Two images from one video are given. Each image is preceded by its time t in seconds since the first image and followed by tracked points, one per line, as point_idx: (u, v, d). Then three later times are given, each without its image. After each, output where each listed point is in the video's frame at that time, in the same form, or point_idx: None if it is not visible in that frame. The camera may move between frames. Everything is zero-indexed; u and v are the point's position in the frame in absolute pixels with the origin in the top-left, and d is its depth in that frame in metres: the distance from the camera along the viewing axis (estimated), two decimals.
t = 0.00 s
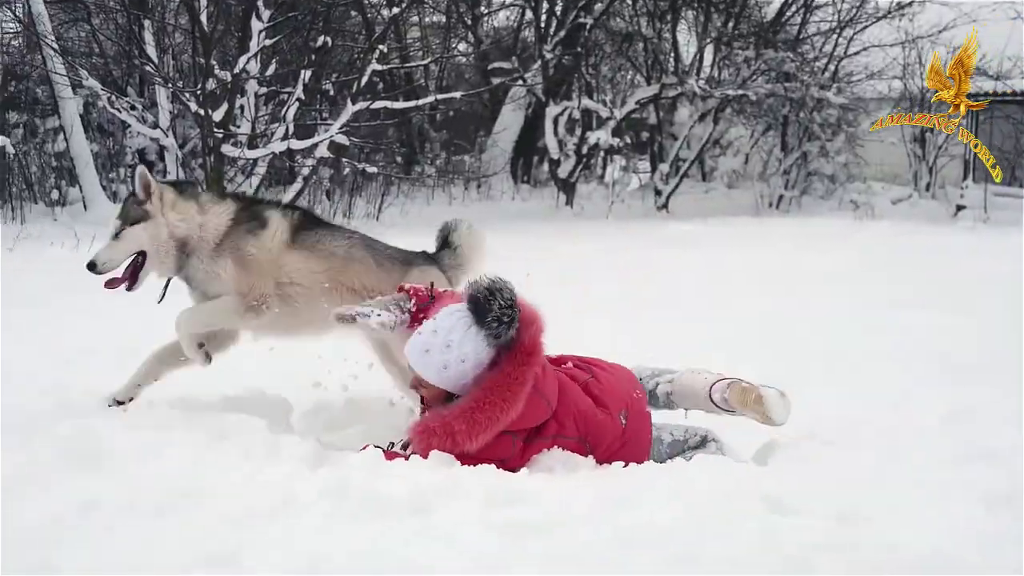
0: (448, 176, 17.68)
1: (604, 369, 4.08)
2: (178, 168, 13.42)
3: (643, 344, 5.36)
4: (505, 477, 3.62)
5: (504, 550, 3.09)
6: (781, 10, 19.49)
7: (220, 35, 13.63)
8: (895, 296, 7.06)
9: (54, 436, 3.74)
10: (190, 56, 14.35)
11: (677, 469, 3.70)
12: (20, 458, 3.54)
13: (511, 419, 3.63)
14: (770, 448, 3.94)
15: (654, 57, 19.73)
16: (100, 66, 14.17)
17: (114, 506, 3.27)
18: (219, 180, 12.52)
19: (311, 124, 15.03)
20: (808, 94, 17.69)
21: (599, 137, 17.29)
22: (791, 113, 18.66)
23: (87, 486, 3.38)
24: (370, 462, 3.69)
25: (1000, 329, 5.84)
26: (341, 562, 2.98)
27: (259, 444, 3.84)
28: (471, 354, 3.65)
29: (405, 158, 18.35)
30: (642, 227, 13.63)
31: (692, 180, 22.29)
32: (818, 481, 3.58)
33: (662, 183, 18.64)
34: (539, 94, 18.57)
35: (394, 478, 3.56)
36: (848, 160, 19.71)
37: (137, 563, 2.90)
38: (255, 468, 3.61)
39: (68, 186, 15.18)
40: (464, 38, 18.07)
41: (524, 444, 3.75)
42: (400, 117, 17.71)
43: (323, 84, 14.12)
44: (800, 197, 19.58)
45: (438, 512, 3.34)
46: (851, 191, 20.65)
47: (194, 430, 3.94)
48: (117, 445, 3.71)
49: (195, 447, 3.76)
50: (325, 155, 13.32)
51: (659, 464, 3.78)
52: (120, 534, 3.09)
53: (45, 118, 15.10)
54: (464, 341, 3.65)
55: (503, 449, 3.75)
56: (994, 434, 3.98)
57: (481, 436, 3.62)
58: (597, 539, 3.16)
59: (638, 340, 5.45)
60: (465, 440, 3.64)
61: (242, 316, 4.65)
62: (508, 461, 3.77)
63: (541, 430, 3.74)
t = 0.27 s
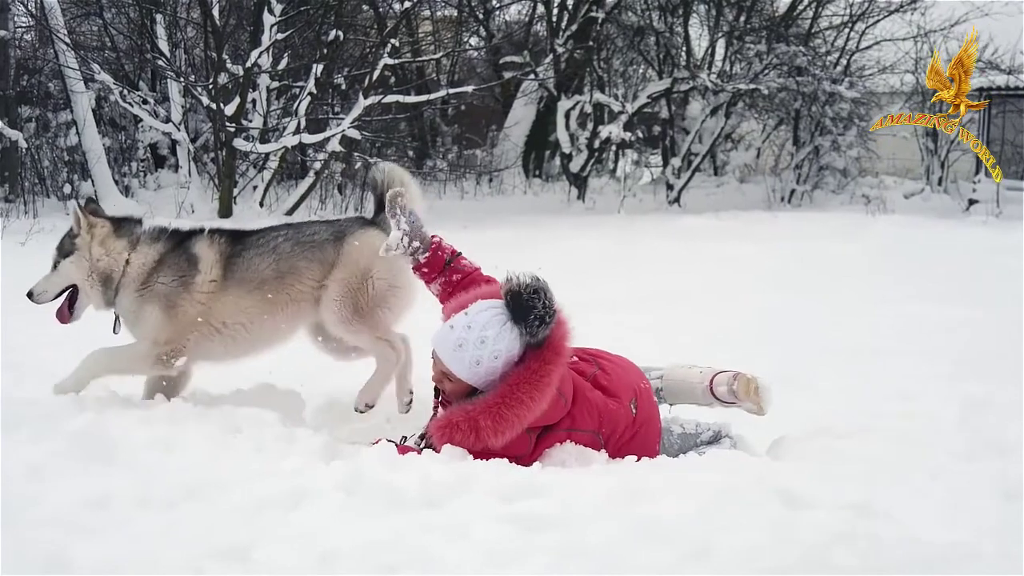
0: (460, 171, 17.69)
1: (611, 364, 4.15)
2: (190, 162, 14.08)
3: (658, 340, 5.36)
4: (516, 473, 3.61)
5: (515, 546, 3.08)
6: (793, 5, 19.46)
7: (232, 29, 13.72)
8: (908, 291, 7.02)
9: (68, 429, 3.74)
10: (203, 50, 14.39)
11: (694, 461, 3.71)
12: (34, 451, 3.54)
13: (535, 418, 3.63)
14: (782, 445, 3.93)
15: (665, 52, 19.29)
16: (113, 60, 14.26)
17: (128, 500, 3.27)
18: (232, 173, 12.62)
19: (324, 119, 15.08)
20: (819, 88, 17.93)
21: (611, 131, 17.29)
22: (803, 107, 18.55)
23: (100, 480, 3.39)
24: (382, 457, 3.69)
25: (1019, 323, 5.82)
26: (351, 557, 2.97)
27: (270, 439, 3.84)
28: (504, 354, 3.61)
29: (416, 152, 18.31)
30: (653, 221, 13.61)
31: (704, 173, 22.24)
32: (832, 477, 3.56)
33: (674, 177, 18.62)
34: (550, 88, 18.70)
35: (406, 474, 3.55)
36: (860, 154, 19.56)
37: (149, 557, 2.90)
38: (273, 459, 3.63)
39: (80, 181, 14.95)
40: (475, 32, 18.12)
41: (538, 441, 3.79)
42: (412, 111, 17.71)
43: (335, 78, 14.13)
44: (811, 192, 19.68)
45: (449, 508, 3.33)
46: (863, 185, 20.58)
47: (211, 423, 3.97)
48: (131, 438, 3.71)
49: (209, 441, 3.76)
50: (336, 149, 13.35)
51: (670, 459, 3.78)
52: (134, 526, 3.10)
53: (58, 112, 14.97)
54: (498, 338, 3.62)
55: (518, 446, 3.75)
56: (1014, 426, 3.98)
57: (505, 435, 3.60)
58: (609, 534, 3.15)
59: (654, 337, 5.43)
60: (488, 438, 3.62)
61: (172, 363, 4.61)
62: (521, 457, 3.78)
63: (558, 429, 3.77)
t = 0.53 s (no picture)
0: (480, 167, 17.82)
1: (625, 358, 4.23)
2: (211, 158, 14.21)
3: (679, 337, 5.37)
4: (537, 470, 3.61)
5: (536, 543, 3.08)
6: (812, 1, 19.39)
7: (252, 26, 13.81)
8: (928, 287, 7.00)
9: (90, 425, 3.75)
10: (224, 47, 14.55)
11: (718, 457, 3.71)
12: (58, 445, 3.56)
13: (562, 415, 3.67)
14: (804, 441, 3.92)
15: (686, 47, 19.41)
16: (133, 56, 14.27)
17: (149, 495, 3.28)
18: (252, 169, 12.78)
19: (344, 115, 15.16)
20: (840, 84, 17.83)
21: (631, 127, 17.35)
22: (824, 103, 18.56)
23: (122, 474, 3.40)
24: (403, 453, 3.69)
25: None
26: (371, 554, 2.97)
27: (291, 434, 3.84)
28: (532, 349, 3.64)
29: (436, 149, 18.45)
30: (673, 217, 13.66)
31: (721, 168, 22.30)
32: (854, 473, 3.55)
33: (694, 173, 18.76)
34: (571, 84, 18.86)
35: (426, 470, 3.56)
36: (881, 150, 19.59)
37: (170, 552, 2.91)
38: (297, 453, 3.65)
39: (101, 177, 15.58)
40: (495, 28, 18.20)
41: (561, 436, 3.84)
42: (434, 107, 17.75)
43: (356, 74, 14.14)
44: (833, 187, 19.60)
45: (470, 504, 3.33)
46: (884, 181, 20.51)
47: (234, 418, 3.98)
48: (152, 433, 3.72)
49: (231, 436, 3.76)
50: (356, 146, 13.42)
51: (692, 455, 3.77)
52: (155, 521, 3.10)
53: (79, 108, 15.61)
54: (525, 333, 3.65)
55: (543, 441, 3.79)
56: None
57: (533, 432, 3.63)
58: (630, 531, 3.15)
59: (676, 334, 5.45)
60: (516, 435, 3.65)
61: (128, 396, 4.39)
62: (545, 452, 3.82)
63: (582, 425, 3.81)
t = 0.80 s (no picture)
0: (508, 164, 17.91)
1: (641, 350, 4.26)
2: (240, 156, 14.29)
3: (710, 334, 5.36)
4: (568, 467, 3.60)
5: (567, 540, 3.07)
6: None
7: (279, 23, 13.97)
8: (960, 285, 6.93)
9: (120, 422, 3.76)
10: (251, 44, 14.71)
11: (752, 458, 3.68)
12: (89, 443, 3.57)
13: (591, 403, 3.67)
14: (837, 438, 3.90)
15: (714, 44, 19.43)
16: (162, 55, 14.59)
17: (180, 492, 3.28)
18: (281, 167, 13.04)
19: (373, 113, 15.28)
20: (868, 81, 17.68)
21: (660, 124, 17.40)
22: (852, 99, 18.55)
23: (153, 471, 3.40)
24: (434, 450, 3.68)
25: None
26: (402, 552, 2.96)
27: (321, 432, 3.84)
28: (554, 337, 3.65)
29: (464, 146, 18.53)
30: (700, 214, 13.67)
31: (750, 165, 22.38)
32: (887, 471, 3.52)
33: (723, 170, 18.82)
34: (599, 81, 19.01)
35: (456, 467, 3.56)
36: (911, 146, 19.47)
37: (202, 548, 2.91)
38: (326, 449, 3.65)
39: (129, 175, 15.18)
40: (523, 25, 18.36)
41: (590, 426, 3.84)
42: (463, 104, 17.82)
43: (384, 72, 14.18)
44: (862, 184, 19.32)
45: (500, 502, 3.33)
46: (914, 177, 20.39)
47: (263, 414, 3.98)
48: (183, 430, 3.73)
49: (261, 433, 3.76)
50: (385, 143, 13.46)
51: (724, 453, 3.76)
52: (186, 517, 3.11)
53: (107, 106, 15.08)
54: (546, 322, 3.66)
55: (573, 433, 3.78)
56: None
57: (564, 421, 3.63)
58: (662, 528, 3.14)
59: (707, 331, 5.44)
60: (547, 425, 3.64)
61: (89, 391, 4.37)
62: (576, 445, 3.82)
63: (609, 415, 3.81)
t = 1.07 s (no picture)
0: (544, 161, 18.12)
1: (666, 350, 4.27)
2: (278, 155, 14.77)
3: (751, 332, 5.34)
4: (607, 466, 3.58)
5: (607, 539, 3.05)
6: None
7: (316, 22, 14.25)
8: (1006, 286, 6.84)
9: (159, 420, 3.78)
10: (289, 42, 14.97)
11: (792, 457, 3.66)
12: (130, 440, 3.60)
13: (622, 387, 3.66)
14: (879, 437, 3.87)
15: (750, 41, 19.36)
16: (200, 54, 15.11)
17: (220, 489, 3.29)
18: (316, 164, 13.77)
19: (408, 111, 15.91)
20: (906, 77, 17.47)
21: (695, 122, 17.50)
22: (889, 97, 18.48)
23: (193, 468, 3.42)
24: (473, 448, 3.68)
25: None
26: (441, 550, 2.95)
27: (360, 430, 3.84)
28: (580, 322, 3.69)
29: (501, 144, 18.73)
30: (736, 212, 13.70)
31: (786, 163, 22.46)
32: (929, 471, 3.50)
33: (760, 168, 18.88)
34: (634, 78, 19.21)
35: (494, 466, 3.55)
36: (949, 143, 19.23)
37: (241, 545, 2.91)
38: (366, 445, 3.67)
39: (166, 173, 16.12)
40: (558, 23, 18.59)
41: (625, 419, 3.81)
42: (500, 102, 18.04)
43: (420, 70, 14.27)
44: (899, 181, 19.44)
45: (538, 501, 3.31)
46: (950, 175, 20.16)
47: (299, 412, 3.99)
48: (222, 427, 3.75)
49: (301, 431, 3.78)
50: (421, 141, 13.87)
51: (766, 452, 3.73)
52: (227, 515, 3.12)
53: (144, 105, 16.08)
54: (571, 309, 3.71)
55: (609, 425, 3.74)
56: None
57: (597, 404, 3.60)
58: (701, 528, 3.12)
59: (749, 330, 5.42)
60: (580, 410, 3.61)
61: (77, 385, 4.41)
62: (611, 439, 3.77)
63: (641, 404, 3.79)
